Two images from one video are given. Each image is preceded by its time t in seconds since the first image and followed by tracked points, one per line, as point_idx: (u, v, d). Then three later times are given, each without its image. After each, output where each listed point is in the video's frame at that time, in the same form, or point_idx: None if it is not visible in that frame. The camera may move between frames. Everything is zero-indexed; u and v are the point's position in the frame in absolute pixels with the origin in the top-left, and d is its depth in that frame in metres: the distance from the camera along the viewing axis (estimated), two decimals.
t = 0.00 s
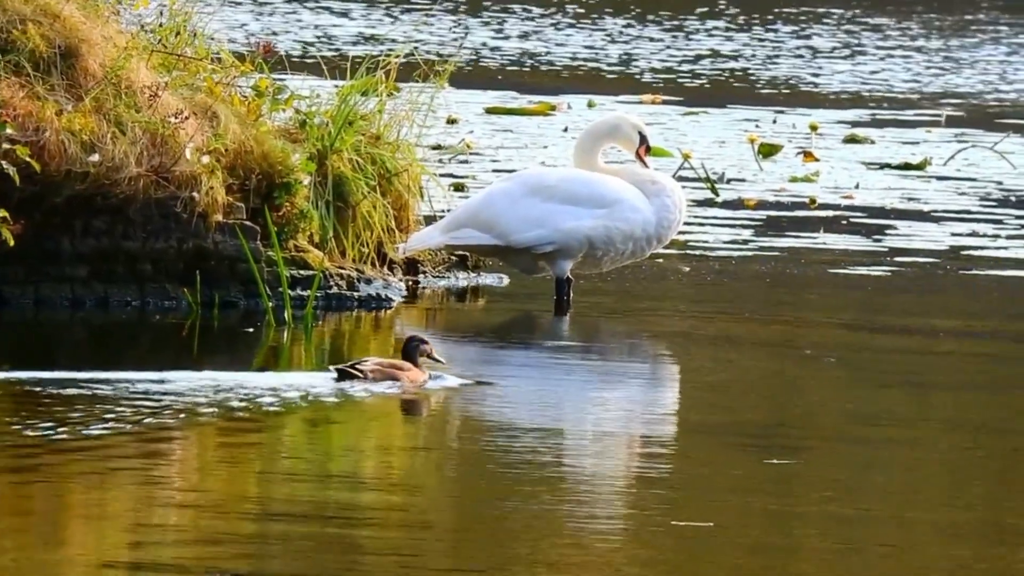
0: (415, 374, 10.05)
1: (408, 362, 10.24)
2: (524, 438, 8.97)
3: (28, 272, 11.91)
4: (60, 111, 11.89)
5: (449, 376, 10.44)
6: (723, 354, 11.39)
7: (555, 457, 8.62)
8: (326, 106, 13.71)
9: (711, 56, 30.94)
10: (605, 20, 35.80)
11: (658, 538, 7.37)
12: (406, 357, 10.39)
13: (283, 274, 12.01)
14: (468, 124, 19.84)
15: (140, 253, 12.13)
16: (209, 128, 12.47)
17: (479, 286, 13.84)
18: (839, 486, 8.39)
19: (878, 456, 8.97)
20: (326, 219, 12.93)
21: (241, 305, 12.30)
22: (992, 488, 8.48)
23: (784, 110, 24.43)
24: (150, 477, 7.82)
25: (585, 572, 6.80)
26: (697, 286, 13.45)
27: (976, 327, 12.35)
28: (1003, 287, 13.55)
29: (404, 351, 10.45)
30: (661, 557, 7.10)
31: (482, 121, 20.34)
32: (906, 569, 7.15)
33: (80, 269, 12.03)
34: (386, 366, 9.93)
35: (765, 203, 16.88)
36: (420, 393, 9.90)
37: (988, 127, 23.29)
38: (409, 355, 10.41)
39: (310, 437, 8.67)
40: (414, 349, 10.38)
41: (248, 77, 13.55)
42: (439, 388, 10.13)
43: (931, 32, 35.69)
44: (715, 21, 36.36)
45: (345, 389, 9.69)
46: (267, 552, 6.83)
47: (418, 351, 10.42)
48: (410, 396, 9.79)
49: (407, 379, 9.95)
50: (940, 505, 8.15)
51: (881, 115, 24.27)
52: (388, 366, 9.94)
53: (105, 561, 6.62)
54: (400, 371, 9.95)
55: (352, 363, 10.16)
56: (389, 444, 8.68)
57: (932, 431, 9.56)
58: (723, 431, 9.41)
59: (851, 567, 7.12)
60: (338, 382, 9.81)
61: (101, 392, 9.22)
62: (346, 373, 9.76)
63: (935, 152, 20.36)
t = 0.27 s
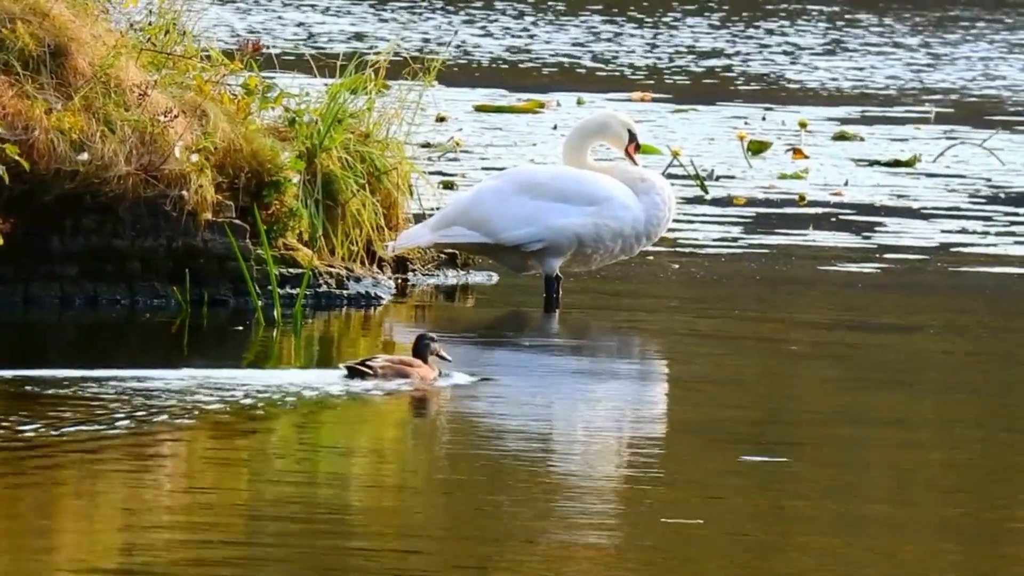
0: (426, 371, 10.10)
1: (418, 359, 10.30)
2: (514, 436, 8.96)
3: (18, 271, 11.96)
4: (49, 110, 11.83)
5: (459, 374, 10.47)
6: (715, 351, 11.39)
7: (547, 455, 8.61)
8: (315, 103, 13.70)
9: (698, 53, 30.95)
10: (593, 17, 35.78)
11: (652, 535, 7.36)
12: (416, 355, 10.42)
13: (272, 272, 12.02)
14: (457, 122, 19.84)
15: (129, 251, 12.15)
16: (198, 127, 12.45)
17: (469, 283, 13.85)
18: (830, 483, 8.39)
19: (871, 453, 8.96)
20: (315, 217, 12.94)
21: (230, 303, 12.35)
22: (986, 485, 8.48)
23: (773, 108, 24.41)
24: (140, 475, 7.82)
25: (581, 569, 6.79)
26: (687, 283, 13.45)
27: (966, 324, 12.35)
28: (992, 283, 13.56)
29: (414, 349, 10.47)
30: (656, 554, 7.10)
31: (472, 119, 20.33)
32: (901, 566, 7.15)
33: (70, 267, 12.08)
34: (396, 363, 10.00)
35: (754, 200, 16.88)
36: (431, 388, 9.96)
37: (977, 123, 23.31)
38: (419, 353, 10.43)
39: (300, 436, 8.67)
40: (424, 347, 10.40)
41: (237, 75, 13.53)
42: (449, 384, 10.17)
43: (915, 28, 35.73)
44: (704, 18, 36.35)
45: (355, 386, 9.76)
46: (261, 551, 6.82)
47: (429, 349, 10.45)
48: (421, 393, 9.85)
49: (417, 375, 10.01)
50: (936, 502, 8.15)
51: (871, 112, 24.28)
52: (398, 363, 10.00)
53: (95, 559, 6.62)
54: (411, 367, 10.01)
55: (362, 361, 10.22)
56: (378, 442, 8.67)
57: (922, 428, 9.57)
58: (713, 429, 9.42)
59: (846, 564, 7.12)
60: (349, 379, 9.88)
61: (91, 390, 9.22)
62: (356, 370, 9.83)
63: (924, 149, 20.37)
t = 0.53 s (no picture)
0: (436, 370, 10.16)
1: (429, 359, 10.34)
2: (502, 436, 8.96)
3: (7, 271, 11.97)
4: (38, 109, 11.84)
5: (468, 373, 10.51)
6: (704, 351, 11.39)
7: (535, 455, 8.61)
8: (303, 103, 13.70)
9: (686, 51, 30.96)
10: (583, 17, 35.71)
11: (639, 534, 7.36)
12: (425, 353, 10.44)
13: (261, 271, 12.01)
14: (446, 121, 19.82)
15: (118, 251, 12.13)
16: (187, 126, 12.46)
17: (458, 282, 13.86)
18: (819, 484, 8.38)
19: (861, 453, 8.97)
20: (303, 216, 12.96)
21: (219, 303, 12.31)
22: (974, 484, 8.48)
23: (763, 107, 24.39)
24: (128, 476, 7.82)
25: (568, 568, 6.80)
26: (676, 283, 13.45)
27: (956, 324, 12.35)
28: (982, 283, 13.55)
29: (424, 347, 10.50)
30: (643, 553, 7.11)
31: (461, 119, 20.30)
32: (889, 565, 7.16)
33: (58, 267, 12.06)
34: (407, 362, 10.07)
35: (743, 200, 16.87)
36: (442, 387, 10.03)
37: (966, 123, 23.30)
38: (429, 351, 10.48)
39: (290, 436, 8.66)
40: (433, 345, 10.43)
41: (225, 74, 13.53)
42: (459, 383, 10.22)
43: (901, 26, 35.75)
44: (694, 18, 36.30)
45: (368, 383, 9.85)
46: (250, 550, 6.84)
47: (439, 348, 10.48)
48: (431, 390, 9.91)
49: (427, 374, 10.07)
50: (926, 501, 8.16)
51: (861, 112, 24.26)
52: (409, 362, 10.07)
53: (83, 560, 6.61)
54: (421, 367, 10.07)
55: (374, 360, 10.29)
56: (366, 442, 8.67)
57: (911, 427, 9.57)
58: (700, 429, 9.41)
59: (833, 563, 7.13)
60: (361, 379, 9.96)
61: (80, 391, 9.22)
62: (368, 369, 9.91)
63: (914, 148, 20.36)
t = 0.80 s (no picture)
0: (445, 370, 10.20)
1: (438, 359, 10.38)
2: (491, 437, 8.98)
3: None
4: (26, 109, 11.86)
5: (478, 373, 10.55)
6: (692, 351, 11.41)
7: (523, 455, 8.63)
8: (292, 103, 13.71)
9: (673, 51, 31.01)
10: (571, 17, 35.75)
11: (626, 534, 7.39)
12: (435, 353, 10.48)
13: (249, 272, 12.01)
14: (435, 122, 19.84)
15: (107, 251, 12.12)
16: (176, 126, 12.46)
17: (446, 283, 13.87)
18: (807, 485, 8.40)
19: (849, 453, 9.00)
20: (291, 217, 12.94)
21: (208, 303, 12.29)
22: (960, 484, 8.51)
23: (751, 108, 24.44)
24: (116, 477, 7.84)
25: (556, 568, 6.83)
26: (665, 283, 13.47)
27: (944, 325, 12.38)
28: (970, 284, 13.58)
29: (435, 347, 10.55)
30: (632, 552, 7.15)
31: (449, 119, 20.33)
32: (879, 565, 7.19)
33: (47, 267, 12.04)
34: (416, 362, 10.13)
35: (732, 201, 16.91)
36: (451, 387, 10.07)
37: (954, 123, 23.36)
38: (439, 352, 10.52)
39: (279, 438, 8.68)
40: (443, 345, 10.47)
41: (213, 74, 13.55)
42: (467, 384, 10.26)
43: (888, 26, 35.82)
44: (681, 18, 36.36)
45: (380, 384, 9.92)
46: (236, 551, 6.85)
47: (449, 348, 10.53)
48: (440, 390, 9.96)
49: (436, 374, 10.12)
50: (915, 501, 8.19)
51: (849, 113, 24.30)
52: (418, 363, 10.13)
53: (73, 560, 6.63)
54: (430, 367, 10.12)
55: (385, 360, 10.35)
56: (354, 442, 8.69)
57: (899, 427, 9.60)
58: (688, 429, 9.44)
59: (818, 563, 7.16)
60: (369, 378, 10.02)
61: (68, 391, 9.23)
62: (377, 369, 9.97)
63: (902, 149, 20.40)
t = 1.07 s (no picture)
0: (454, 369, 10.25)
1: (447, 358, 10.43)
2: (479, 437, 9.00)
3: None
4: (15, 110, 11.92)
5: (487, 373, 10.60)
6: (681, 351, 11.44)
7: (511, 456, 8.65)
8: (281, 102, 13.72)
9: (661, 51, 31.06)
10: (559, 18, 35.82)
11: (613, 534, 7.42)
12: (443, 352, 10.52)
13: (238, 272, 12.01)
14: (424, 122, 19.86)
15: (95, 251, 12.11)
16: (164, 126, 12.48)
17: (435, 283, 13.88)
18: (793, 484, 8.43)
19: (836, 453, 9.03)
20: (280, 217, 12.94)
21: (196, 303, 12.27)
22: (948, 484, 8.54)
23: (739, 108, 24.49)
24: (106, 477, 7.86)
25: (544, 567, 6.86)
26: (654, 283, 13.49)
27: (933, 324, 12.42)
28: (959, 284, 13.62)
29: (443, 346, 10.59)
30: (620, 550, 7.18)
31: (438, 119, 20.36)
32: (864, 564, 7.22)
33: (35, 267, 12.03)
34: (424, 362, 10.18)
35: (720, 201, 16.94)
36: (459, 387, 10.12)
37: (942, 124, 23.41)
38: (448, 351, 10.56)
39: (266, 438, 8.69)
40: (452, 345, 10.50)
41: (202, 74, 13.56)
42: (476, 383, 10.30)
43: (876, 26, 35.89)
44: (669, 19, 36.44)
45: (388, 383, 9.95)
46: (223, 552, 6.88)
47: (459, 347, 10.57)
48: (447, 390, 10.00)
49: (444, 374, 10.16)
50: (902, 501, 8.22)
51: (837, 113, 24.34)
52: (426, 362, 10.19)
53: (60, 560, 6.67)
54: (438, 366, 10.17)
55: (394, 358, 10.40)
56: (342, 443, 8.71)
57: (886, 427, 9.63)
58: (675, 429, 9.46)
59: (804, 562, 7.19)
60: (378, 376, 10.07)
61: (55, 391, 9.25)
62: (385, 367, 10.01)
63: (890, 149, 20.44)
